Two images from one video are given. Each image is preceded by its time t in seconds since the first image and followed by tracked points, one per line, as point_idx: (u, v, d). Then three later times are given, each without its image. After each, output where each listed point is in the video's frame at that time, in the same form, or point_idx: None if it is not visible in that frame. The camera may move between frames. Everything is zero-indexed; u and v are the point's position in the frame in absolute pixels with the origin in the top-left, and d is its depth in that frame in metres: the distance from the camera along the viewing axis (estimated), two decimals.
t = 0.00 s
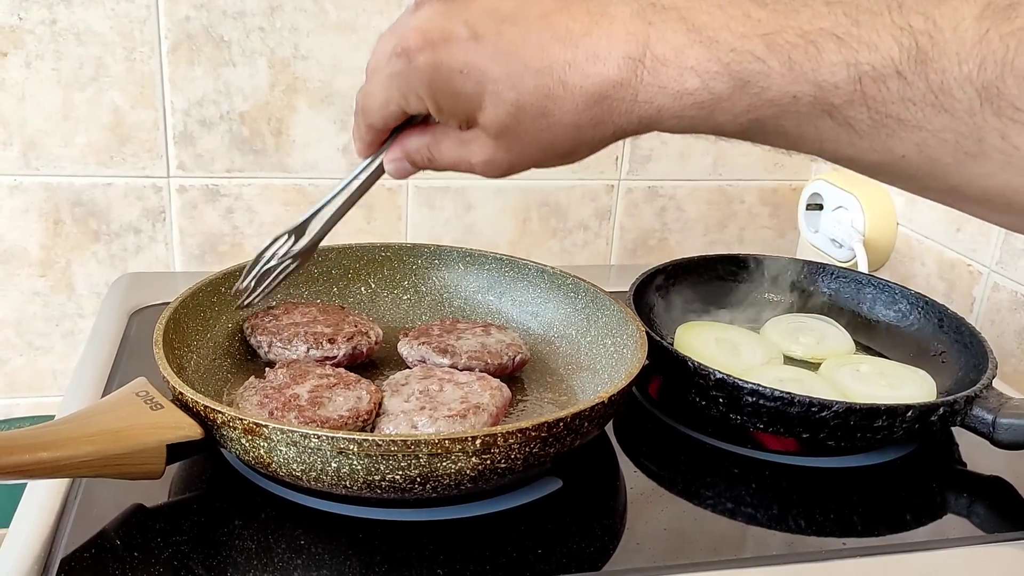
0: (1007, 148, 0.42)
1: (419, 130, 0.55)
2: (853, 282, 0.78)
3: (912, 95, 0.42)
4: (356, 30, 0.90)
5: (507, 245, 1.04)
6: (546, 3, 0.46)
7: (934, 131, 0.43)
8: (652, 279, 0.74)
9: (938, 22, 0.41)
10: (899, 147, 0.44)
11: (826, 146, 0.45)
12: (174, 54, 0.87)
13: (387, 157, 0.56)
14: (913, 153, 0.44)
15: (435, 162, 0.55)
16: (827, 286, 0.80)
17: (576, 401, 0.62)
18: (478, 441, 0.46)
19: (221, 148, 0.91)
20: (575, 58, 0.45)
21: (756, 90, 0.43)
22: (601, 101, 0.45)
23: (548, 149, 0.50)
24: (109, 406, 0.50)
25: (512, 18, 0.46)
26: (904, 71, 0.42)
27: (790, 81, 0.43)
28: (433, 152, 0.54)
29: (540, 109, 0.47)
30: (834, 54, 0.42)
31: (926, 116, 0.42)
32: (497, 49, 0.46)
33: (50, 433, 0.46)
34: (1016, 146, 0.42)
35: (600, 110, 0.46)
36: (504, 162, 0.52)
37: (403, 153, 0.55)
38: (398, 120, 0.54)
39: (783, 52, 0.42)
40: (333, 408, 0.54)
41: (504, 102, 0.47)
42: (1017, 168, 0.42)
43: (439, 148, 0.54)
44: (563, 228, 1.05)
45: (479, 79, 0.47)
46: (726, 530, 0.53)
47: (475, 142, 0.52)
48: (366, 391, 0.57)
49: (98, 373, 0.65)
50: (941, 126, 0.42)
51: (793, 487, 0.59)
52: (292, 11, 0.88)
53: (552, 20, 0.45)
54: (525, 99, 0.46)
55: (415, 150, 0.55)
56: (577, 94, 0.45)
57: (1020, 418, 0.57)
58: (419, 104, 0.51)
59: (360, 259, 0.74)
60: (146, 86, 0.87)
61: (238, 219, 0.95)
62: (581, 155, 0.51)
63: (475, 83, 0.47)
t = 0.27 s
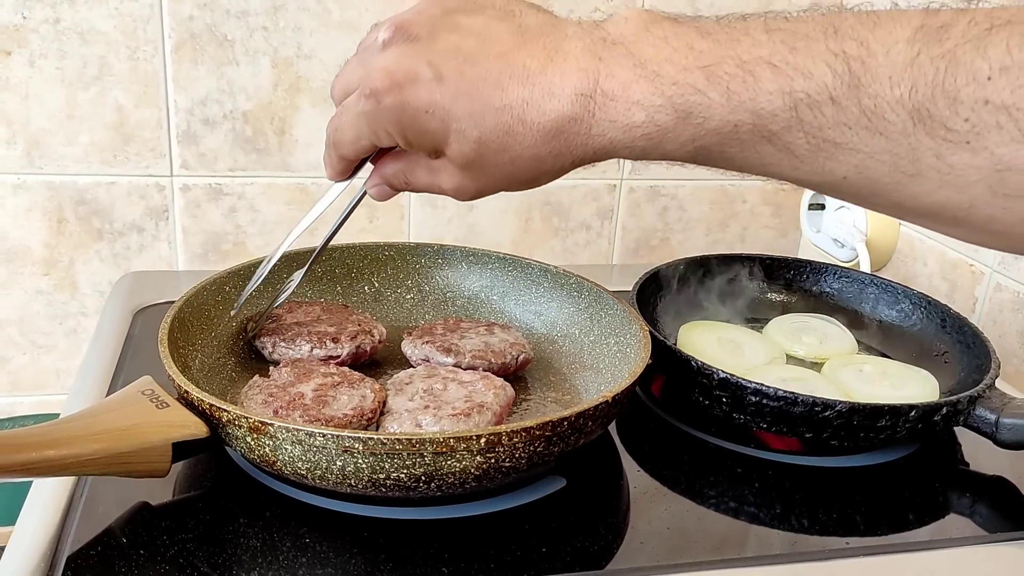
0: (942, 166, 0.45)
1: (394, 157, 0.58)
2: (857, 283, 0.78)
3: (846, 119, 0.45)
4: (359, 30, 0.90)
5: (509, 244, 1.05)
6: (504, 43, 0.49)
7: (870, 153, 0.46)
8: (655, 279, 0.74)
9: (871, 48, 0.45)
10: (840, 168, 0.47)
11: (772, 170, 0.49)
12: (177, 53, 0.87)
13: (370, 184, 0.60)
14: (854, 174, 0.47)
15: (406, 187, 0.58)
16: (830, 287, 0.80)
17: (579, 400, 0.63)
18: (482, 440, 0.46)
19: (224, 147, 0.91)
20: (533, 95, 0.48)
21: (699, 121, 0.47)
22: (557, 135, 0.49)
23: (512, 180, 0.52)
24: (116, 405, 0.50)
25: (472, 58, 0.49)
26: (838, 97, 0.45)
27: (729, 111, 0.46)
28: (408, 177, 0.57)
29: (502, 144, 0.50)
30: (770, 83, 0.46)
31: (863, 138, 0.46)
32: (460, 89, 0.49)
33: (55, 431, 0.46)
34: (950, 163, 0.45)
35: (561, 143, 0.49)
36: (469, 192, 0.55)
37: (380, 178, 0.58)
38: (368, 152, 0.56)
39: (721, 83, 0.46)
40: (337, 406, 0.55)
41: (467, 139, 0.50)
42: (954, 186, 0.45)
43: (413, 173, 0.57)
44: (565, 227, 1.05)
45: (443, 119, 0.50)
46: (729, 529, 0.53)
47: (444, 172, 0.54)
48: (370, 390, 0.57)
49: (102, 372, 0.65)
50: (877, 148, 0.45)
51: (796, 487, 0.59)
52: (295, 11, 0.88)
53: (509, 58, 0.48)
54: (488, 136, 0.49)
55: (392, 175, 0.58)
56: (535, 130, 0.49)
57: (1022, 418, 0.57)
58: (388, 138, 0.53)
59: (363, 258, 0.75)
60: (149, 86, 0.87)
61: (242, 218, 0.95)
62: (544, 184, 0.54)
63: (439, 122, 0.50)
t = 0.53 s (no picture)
0: (976, 151, 0.45)
1: (430, 158, 0.60)
2: (861, 283, 0.78)
3: (880, 106, 0.46)
4: (364, 30, 0.90)
5: (513, 245, 1.05)
6: (531, 38, 0.51)
7: (904, 139, 0.46)
8: (660, 279, 0.74)
9: (904, 34, 0.45)
10: (874, 154, 0.47)
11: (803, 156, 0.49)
12: (183, 53, 0.87)
13: (406, 186, 0.61)
14: (887, 160, 0.47)
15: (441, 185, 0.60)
16: (835, 287, 0.80)
17: (586, 400, 0.63)
18: (491, 439, 0.47)
19: (230, 147, 0.92)
20: (563, 87, 0.50)
21: (732, 108, 0.48)
22: (589, 124, 0.50)
23: (549, 172, 0.54)
24: (125, 404, 0.50)
25: (501, 55, 0.51)
26: (870, 84, 0.46)
27: (762, 98, 0.47)
28: (445, 177, 0.59)
29: (536, 138, 0.52)
30: (803, 70, 0.46)
31: (896, 124, 0.46)
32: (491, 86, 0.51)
33: (65, 430, 0.46)
34: (986, 149, 0.45)
35: (594, 132, 0.50)
36: (508, 184, 0.57)
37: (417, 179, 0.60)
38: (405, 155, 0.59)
39: (753, 70, 0.47)
40: (346, 405, 0.55)
41: (502, 133, 0.52)
42: (988, 171, 0.46)
43: (449, 174, 0.59)
44: (569, 228, 1.05)
45: (476, 114, 0.52)
46: (735, 528, 0.54)
47: (481, 169, 0.57)
48: (378, 389, 0.57)
49: (110, 372, 0.65)
50: (911, 134, 0.46)
51: (803, 486, 0.59)
52: (300, 11, 0.88)
53: (537, 52, 0.50)
54: (521, 126, 0.51)
55: (429, 177, 0.60)
56: (566, 121, 0.50)
57: None
58: (423, 140, 0.56)
59: (370, 258, 0.75)
60: (155, 86, 0.87)
61: (247, 217, 0.95)
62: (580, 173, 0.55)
63: (472, 117, 0.52)
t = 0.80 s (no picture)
0: (977, 156, 0.45)
1: (445, 142, 0.61)
2: (867, 282, 0.78)
3: (883, 109, 0.46)
4: (369, 30, 0.90)
5: (518, 244, 1.05)
6: (546, 33, 0.51)
7: (906, 143, 0.46)
8: (666, 278, 0.74)
9: (908, 40, 0.46)
10: (875, 158, 0.47)
11: (805, 159, 0.49)
12: (189, 54, 0.87)
13: (422, 168, 0.64)
14: (889, 164, 0.47)
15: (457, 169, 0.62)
16: (840, 286, 0.80)
17: (592, 400, 0.63)
18: (499, 438, 0.47)
19: (236, 147, 0.92)
20: (569, 85, 0.50)
21: (736, 110, 0.48)
22: (593, 123, 0.50)
23: (553, 166, 0.55)
24: (133, 403, 0.50)
25: (514, 47, 0.52)
26: (874, 87, 0.46)
27: (766, 99, 0.47)
28: (456, 161, 0.61)
29: (538, 132, 0.52)
30: (808, 72, 0.47)
31: (898, 128, 0.46)
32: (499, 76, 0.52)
33: (75, 429, 0.47)
34: (987, 154, 0.45)
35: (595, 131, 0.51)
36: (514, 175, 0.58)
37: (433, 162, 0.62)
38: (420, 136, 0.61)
39: (758, 72, 0.47)
40: (353, 405, 0.55)
41: (506, 124, 0.53)
42: (989, 177, 0.46)
43: (461, 158, 0.60)
44: (574, 227, 1.05)
45: (483, 104, 0.53)
46: (742, 528, 0.54)
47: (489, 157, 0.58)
48: (385, 389, 0.57)
49: (118, 372, 0.65)
50: (912, 137, 0.46)
51: (809, 486, 0.59)
52: (306, 11, 0.88)
53: (548, 49, 0.51)
54: (524, 120, 0.52)
55: (443, 159, 0.62)
56: (570, 118, 0.51)
57: None
58: (434, 123, 0.58)
59: (376, 257, 0.75)
60: (161, 86, 0.88)
61: (252, 217, 0.95)
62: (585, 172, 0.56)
63: (479, 108, 0.53)
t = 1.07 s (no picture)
0: (1009, 156, 0.45)
1: (473, 136, 0.60)
2: (872, 283, 0.78)
3: (914, 106, 0.46)
4: (374, 30, 0.90)
5: (521, 245, 1.05)
6: (578, 25, 0.51)
7: (938, 140, 0.46)
8: (671, 278, 0.74)
9: (941, 38, 0.46)
10: (906, 154, 0.47)
11: (834, 155, 0.49)
12: (193, 54, 0.87)
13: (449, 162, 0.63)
14: (919, 161, 0.47)
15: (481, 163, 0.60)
16: (845, 287, 0.80)
17: (597, 401, 0.63)
18: (505, 440, 0.47)
19: (240, 148, 0.92)
20: (598, 73, 0.49)
21: (766, 102, 0.47)
22: (619, 113, 0.49)
23: (575, 159, 0.53)
24: (141, 404, 0.50)
25: (545, 36, 0.51)
26: (906, 83, 0.46)
27: (797, 92, 0.47)
28: (481, 154, 0.59)
29: (562, 120, 0.51)
30: (840, 67, 0.47)
31: (930, 125, 0.46)
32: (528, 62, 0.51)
33: (84, 429, 0.47)
34: (1019, 153, 0.45)
35: (620, 120, 0.49)
36: (536, 166, 0.56)
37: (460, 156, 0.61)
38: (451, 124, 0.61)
39: (790, 66, 0.47)
40: (359, 406, 0.55)
41: (530, 111, 0.52)
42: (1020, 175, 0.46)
43: (486, 151, 0.59)
44: (578, 228, 1.05)
45: (509, 90, 0.52)
46: (748, 529, 0.54)
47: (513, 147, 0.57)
48: (391, 390, 0.57)
49: (124, 372, 0.65)
50: (945, 134, 0.46)
51: (815, 487, 0.59)
52: (311, 12, 0.88)
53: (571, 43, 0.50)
54: (550, 107, 0.51)
55: (468, 154, 0.60)
56: (597, 106, 0.50)
57: None
58: (462, 108, 0.57)
59: (381, 258, 0.75)
60: (166, 86, 0.88)
61: (256, 217, 0.95)
62: (608, 165, 0.54)
63: (506, 93, 0.52)
